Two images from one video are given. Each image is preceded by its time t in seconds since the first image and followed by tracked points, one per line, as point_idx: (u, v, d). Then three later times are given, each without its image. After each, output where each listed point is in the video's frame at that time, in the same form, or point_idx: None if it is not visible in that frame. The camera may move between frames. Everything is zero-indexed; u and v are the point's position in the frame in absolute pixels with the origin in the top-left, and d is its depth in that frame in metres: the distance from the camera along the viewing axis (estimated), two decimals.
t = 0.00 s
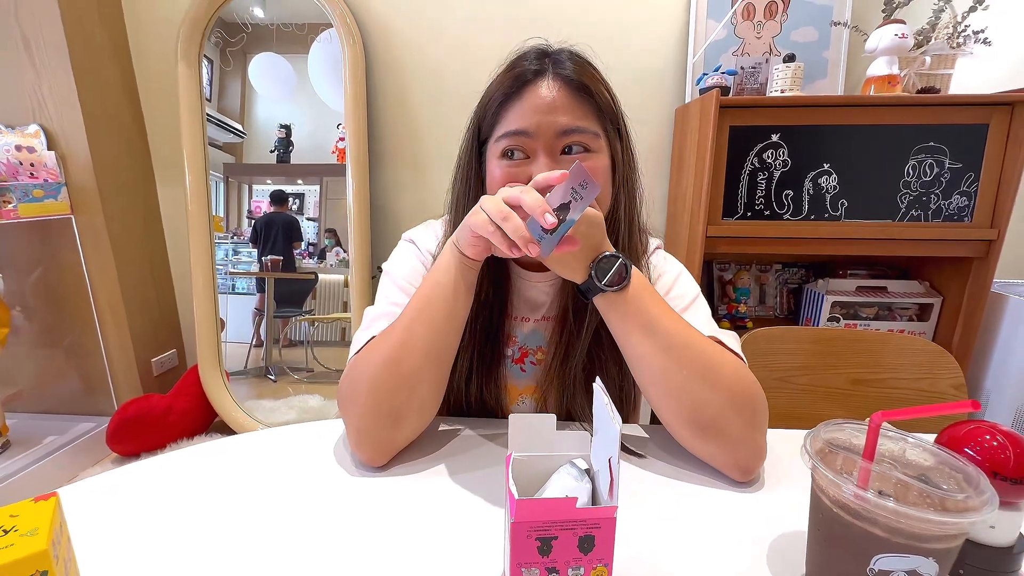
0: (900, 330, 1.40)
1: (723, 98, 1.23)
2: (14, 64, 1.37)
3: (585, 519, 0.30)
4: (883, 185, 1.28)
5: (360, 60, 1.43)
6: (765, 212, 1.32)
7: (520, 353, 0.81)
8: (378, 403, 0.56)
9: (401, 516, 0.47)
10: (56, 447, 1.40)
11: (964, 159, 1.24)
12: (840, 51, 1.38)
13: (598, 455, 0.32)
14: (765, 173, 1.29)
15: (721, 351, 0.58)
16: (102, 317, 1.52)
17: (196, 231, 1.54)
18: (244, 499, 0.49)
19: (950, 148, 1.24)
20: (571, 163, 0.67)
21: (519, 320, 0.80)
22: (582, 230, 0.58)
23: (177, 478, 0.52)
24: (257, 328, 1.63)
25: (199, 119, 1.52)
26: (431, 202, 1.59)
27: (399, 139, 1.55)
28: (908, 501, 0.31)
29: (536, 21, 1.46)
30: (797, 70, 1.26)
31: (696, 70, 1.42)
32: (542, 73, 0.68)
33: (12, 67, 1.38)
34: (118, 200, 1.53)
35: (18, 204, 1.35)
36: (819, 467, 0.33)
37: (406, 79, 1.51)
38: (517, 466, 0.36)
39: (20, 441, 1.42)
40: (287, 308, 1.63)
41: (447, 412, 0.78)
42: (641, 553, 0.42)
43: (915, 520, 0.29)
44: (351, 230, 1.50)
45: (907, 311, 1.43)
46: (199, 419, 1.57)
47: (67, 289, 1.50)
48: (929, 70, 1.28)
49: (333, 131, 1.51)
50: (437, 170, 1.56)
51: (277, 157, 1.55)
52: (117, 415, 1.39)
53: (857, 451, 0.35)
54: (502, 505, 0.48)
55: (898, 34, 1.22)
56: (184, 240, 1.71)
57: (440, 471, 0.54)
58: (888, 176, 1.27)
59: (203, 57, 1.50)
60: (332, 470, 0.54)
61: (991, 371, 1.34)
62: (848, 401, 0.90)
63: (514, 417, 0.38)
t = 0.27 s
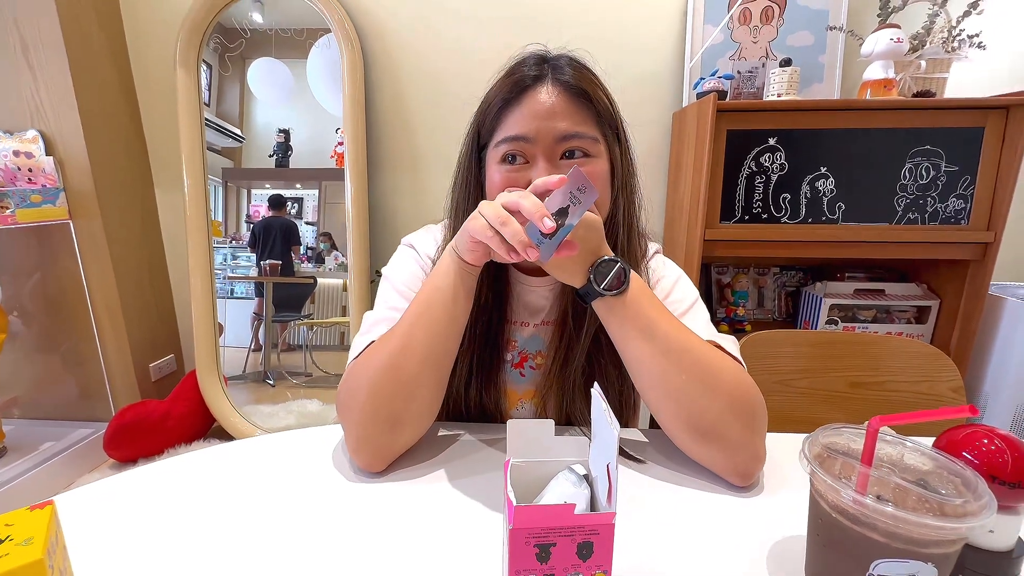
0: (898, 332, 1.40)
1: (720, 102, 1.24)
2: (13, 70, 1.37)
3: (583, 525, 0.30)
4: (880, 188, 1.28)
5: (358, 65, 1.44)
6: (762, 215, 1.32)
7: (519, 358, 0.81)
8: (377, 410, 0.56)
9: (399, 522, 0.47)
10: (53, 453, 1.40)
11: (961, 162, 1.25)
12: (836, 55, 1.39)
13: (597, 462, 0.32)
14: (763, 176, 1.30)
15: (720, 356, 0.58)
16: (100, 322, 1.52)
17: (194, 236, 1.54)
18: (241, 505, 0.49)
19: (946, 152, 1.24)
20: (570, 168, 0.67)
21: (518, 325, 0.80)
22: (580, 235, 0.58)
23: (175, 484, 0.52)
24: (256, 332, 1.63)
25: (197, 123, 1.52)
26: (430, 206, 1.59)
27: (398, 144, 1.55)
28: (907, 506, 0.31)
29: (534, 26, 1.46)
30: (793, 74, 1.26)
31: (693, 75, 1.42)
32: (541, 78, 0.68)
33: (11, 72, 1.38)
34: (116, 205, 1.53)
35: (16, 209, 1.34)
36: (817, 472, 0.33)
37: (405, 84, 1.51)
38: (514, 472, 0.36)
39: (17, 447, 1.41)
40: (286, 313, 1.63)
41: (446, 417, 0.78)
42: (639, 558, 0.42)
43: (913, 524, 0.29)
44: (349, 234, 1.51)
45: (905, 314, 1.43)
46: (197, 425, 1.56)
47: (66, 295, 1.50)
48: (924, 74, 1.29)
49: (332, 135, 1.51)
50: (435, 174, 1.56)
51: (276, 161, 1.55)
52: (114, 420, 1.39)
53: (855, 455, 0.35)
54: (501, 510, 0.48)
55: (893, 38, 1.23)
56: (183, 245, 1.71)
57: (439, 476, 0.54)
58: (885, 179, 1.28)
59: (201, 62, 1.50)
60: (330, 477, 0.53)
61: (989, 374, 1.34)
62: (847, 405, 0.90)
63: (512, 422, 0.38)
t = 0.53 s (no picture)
0: (896, 335, 1.40)
1: (716, 106, 1.24)
2: (9, 76, 1.37)
3: (581, 532, 0.30)
4: (876, 191, 1.29)
5: (356, 70, 1.44)
6: (760, 219, 1.32)
7: (517, 362, 0.81)
8: (373, 416, 0.56)
9: (396, 529, 0.46)
10: (49, 460, 1.39)
11: (956, 165, 1.25)
12: (832, 60, 1.39)
13: (593, 469, 0.32)
14: (759, 180, 1.30)
15: (718, 360, 0.57)
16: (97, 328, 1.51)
17: (192, 241, 1.54)
18: (237, 513, 0.49)
19: (942, 155, 1.25)
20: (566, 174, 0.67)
21: (516, 329, 0.80)
22: (576, 240, 0.58)
23: (170, 492, 0.52)
24: (253, 337, 1.62)
25: (195, 127, 1.52)
26: (428, 210, 1.59)
27: (396, 149, 1.56)
28: (906, 511, 0.30)
29: (531, 32, 1.47)
30: (789, 79, 1.27)
31: (690, 79, 1.43)
32: (538, 84, 0.68)
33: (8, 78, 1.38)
34: (114, 211, 1.53)
35: (12, 216, 1.35)
36: (815, 477, 0.33)
37: (403, 89, 1.52)
38: (512, 478, 0.35)
39: (12, 455, 1.40)
40: (284, 318, 1.62)
41: (443, 423, 0.78)
42: (637, 563, 0.42)
43: (912, 530, 0.29)
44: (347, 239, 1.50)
45: (903, 316, 1.43)
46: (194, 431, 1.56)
47: (62, 301, 1.50)
48: (919, 78, 1.30)
49: (329, 140, 1.52)
50: (433, 179, 1.57)
51: (274, 166, 1.55)
52: (110, 427, 1.38)
53: (853, 460, 0.35)
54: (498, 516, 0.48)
55: (888, 42, 1.24)
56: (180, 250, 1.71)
57: (436, 483, 0.54)
58: (881, 182, 1.28)
59: (200, 68, 1.51)
60: (326, 484, 0.53)
61: (987, 376, 1.34)
62: (845, 408, 0.90)
63: (508, 428, 0.37)
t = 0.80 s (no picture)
0: (897, 338, 1.40)
1: (715, 109, 1.24)
2: (7, 82, 1.37)
3: (581, 546, 0.29)
4: (876, 193, 1.28)
5: (354, 75, 1.44)
6: (759, 221, 1.32)
7: (517, 368, 0.80)
8: (369, 425, 0.55)
9: (393, 540, 0.45)
10: (45, 468, 1.38)
11: (955, 167, 1.25)
12: (830, 62, 1.39)
13: (594, 480, 0.31)
14: (759, 183, 1.30)
15: (720, 366, 0.57)
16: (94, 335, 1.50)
17: (189, 247, 1.53)
18: (225, 528, 0.47)
19: (941, 157, 1.25)
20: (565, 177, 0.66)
21: (515, 335, 0.80)
22: (575, 244, 0.58)
23: (163, 505, 0.51)
24: (252, 342, 1.61)
25: (193, 132, 1.51)
26: (426, 215, 1.58)
27: (394, 153, 1.55)
28: (916, 522, 0.30)
29: (529, 36, 1.47)
30: (787, 81, 1.27)
31: (688, 82, 1.43)
32: (536, 87, 0.68)
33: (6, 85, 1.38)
34: (111, 217, 1.52)
35: (8, 221, 1.36)
36: (822, 487, 0.32)
37: (401, 94, 1.52)
38: (511, 490, 0.35)
39: (8, 463, 1.39)
40: (283, 323, 1.61)
41: (441, 430, 0.77)
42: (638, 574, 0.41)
43: (924, 542, 0.28)
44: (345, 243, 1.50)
45: (904, 318, 1.43)
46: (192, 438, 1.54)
47: (59, 308, 1.49)
48: (917, 80, 1.30)
49: (329, 145, 1.51)
50: (431, 183, 1.56)
51: (273, 171, 1.55)
52: (107, 435, 1.37)
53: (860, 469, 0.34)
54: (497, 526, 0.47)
55: (886, 45, 1.24)
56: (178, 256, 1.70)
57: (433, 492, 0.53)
58: (881, 185, 1.28)
59: (198, 74, 1.51)
60: (320, 495, 0.52)
61: (990, 379, 1.33)
62: (847, 411, 0.90)
63: (506, 437, 0.37)
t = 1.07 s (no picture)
0: (905, 345, 1.37)
1: (720, 114, 1.22)
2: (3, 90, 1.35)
3: None
4: (884, 198, 1.27)
5: (354, 80, 1.42)
6: (766, 227, 1.30)
7: (525, 384, 0.77)
8: (372, 447, 0.53)
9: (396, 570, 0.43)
10: (39, 481, 1.35)
11: (964, 172, 1.23)
12: (835, 66, 1.38)
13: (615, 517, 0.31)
14: (765, 189, 1.28)
15: (740, 382, 0.54)
16: (89, 345, 1.48)
17: (187, 255, 1.52)
18: (220, 557, 0.45)
19: (949, 161, 1.23)
20: (575, 185, 0.64)
21: (523, 349, 0.77)
22: (587, 254, 0.55)
23: (157, 532, 0.49)
24: (251, 350, 1.59)
25: (191, 139, 1.49)
26: (427, 221, 1.56)
27: (394, 160, 1.53)
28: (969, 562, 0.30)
29: (530, 41, 1.46)
30: (793, 86, 1.25)
31: (691, 87, 1.41)
32: (545, 91, 0.66)
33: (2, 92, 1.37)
34: (108, 225, 1.50)
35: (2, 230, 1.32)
36: (868, 523, 0.33)
37: (401, 100, 1.50)
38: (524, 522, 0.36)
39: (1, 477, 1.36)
40: (282, 330, 1.59)
41: (446, 449, 0.75)
42: None
43: None
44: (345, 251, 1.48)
45: (912, 325, 1.41)
46: (189, 449, 1.52)
47: (54, 318, 1.46)
48: (923, 84, 1.28)
49: (329, 152, 1.49)
50: (432, 190, 1.54)
51: (272, 178, 1.53)
52: (102, 447, 1.34)
53: (907, 503, 0.35)
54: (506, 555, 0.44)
55: (892, 48, 1.22)
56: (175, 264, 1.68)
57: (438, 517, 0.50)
58: (889, 190, 1.26)
59: (196, 80, 1.49)
60: (320, 522, 0.50)
61: (1002, 386, 1.31)
62: (861, 423, 0.87)
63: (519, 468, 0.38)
